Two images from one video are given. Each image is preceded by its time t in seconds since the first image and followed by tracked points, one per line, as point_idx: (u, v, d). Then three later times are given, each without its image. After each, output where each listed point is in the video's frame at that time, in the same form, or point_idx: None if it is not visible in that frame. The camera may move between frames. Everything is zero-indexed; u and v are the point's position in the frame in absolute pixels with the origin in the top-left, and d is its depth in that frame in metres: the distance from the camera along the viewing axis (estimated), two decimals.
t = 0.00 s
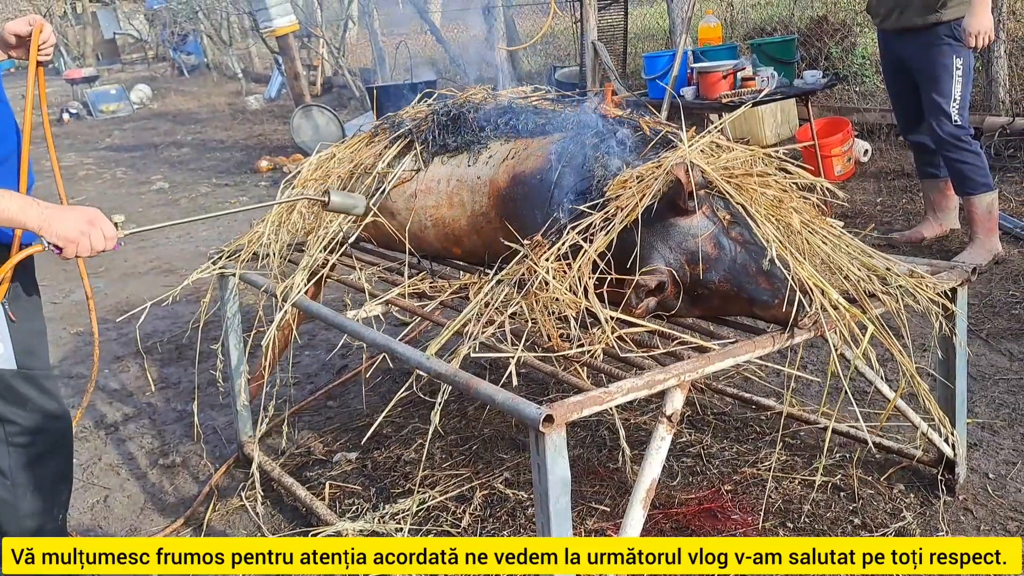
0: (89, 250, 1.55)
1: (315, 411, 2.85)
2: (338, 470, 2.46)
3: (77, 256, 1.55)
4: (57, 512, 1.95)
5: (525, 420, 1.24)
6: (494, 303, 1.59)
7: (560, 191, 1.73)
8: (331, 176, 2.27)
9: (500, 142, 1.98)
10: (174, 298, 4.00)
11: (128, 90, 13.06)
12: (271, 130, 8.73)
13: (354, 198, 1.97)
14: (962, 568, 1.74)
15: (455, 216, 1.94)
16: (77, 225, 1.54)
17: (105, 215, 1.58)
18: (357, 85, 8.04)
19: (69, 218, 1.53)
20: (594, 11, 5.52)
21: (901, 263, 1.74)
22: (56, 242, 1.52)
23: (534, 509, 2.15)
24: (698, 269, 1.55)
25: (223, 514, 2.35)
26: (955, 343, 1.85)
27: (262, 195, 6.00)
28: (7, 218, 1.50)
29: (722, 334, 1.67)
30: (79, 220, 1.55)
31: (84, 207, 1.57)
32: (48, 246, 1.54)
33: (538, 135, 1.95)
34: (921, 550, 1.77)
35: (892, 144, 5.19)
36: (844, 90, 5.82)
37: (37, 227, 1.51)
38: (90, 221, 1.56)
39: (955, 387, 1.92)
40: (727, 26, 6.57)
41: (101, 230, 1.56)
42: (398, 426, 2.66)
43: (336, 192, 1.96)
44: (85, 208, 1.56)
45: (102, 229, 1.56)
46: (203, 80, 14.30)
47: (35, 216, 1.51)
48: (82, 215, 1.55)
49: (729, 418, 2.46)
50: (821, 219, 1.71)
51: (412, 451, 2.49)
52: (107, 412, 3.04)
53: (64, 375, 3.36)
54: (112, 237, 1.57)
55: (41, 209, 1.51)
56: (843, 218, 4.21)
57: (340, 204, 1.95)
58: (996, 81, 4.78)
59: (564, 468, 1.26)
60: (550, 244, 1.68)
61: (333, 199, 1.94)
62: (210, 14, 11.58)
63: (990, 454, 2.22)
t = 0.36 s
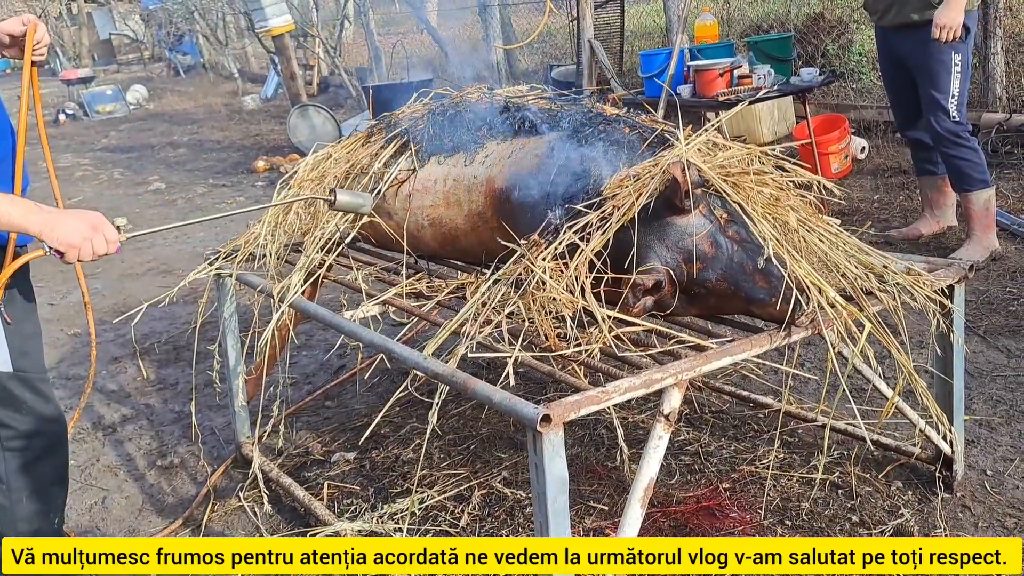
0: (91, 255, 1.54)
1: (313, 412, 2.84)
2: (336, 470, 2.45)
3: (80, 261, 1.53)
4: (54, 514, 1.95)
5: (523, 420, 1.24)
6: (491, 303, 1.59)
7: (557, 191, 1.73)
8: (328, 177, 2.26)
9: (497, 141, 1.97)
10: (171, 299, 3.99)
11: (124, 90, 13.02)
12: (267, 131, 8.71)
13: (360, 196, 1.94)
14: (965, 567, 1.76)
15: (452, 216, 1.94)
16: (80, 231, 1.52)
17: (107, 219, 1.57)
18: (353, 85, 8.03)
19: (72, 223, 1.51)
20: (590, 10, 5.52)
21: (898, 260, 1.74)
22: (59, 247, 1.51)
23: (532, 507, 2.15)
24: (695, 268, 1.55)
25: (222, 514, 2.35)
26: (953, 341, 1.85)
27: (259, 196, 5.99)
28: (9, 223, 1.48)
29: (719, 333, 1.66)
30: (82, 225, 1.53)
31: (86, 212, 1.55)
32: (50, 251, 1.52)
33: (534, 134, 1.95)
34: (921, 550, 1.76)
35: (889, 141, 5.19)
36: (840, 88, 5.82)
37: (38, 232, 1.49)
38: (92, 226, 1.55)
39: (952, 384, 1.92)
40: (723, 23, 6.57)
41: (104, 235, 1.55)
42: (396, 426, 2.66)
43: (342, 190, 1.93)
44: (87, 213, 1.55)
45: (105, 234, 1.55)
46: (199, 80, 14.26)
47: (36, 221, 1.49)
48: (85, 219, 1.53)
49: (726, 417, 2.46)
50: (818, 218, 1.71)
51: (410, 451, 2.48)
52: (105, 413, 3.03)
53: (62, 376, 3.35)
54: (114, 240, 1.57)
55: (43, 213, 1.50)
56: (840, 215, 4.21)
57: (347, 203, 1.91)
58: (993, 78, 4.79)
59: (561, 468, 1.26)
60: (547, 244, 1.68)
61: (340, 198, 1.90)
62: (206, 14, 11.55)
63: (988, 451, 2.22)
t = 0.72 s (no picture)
0: (93, 255, 1.52)
1: (314, 412, 2.84)
2: (338, 470, 2.45)
3: (83, 262, 1.52)
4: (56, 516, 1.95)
5: (523, 419, 1.23)
6: (490, 302, 1.58)
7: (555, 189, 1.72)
8: (326, 178, 2.26)
9: (495, 140, 1.97)
10: (172, 301, 3.99)
11: (123, 93, 13.02)
12: (266, 132, 8.71)
13: (347, 198, 1.97)
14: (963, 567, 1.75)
15: (451, 215, 1.93)
16: (81, 231, 1.50)
17: (108, 219, 1.55)
18: (352, 85, 8.02)
19: (72, 223, 1.50)
20: (588, 7, 5.53)
21: (899, 255, 1.74)
22: (61, 248, 1.49)
23: (534, 507, 2.15)
24: (695, 265, 1.54)
25: (224, 515, 2.34)
26: (955, 335, 1.85)
27: (258, 197, 5.98)
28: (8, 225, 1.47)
29: (719, 331, 1.66)
30: (83, 225, 1.51)
31: (87, 211, 1.53)
32: (53, 251, 1.51)
33: (533, 132, 1.94)
34: (921, 550, 1.76)
35: (888, 136, 5.18)
36: (839, 83, 5.81)
37: (39, 232, 1.48)
38: (94, 225, 1.52)
39: (955, 379, 1.91)
40: (722, 19, 6.56)
41: (106, 235, 1.53)
42: (398, 426, 2.65)
43: (328, 193, 1.96)
44: (89, 213, 1.53)
45: (106, 234, 1.53)
46: (198, 82, 14.27)
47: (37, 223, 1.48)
48: (87, 219, 1.51)
49: (728, 414, 2.45)
50: (818, 214, 1.70)
51: (411, 451, 2.48)
52: (108, 415, 3.03)
53: (64, 379, 3.35)
54: (115, 241, 1.55)
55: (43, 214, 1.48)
56: (840, 211, 4.20)
57: (333, 204, 1.94)
58: (993, 71, 4.77)
59: (562, 466, 1.26)
60: (546, 243, 1.67)
61: (326, 200, 1.94)
62: (204, 17, 11.56)
63: (991, 447, 2.21)
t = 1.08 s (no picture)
0: (98, 260, 1.52)
1: (311, 417, 2.85)
2: (333, 477, 2.44)
3: (86, 266, 1.51)
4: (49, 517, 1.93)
5: (522, 426, 1.23)
6: (491, 307, 1.58)
7: (556, 195, 1.73)
8: (328, 181, 2.26)
9: (495, 145, 1.97)
10: (170, 302, 3.99)
11: (125, 92, 13.03)
12: (267, 132, 8.72)
13: (377, 202, 2.02)
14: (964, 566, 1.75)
15: (452, 218, 1.93)
16: (86, 235, 1.50)
17: (116, 223, 1.55)
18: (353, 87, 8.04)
19: (78, 227, 1.50)
20: (591, 13, 5.51)
21: (897, 264, 1.74)
22: (64, 252, 1.49)
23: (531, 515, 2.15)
24: (695, 272, 1.54)
25: (217, 524, 2.34)
26: (951, 344, 1.85)
27: (258, 198, 5.99)
28: (13, 227, 1.47)
29: (719, 338, 1.66)
30: (90, 228, 1.51)
31: (94, 215, 1.53)
32: (57, 256, 1.50)
33: (535, 138, 1.94)
34: (921, 550, 1.78)
35: (887, 144, 5.18)
36: (840, 90, 5.82)
37: (43, 236, 1.48)
38: (100, 229, 1.52)
39: (951, 387, 1.91)
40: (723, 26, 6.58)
41: (111, 238, 1.52)
42: (395, 431, 2.65)
43: (359, 196, 2.01)
44: (96, 217, 1.52)
45: (112, 238, 1.53)
46: (200, 82, 14.29)
47: (42, 225, 1.48)
48: (92, 222, 1.51)
49: (727, 422, 2.45)
50: (817, 221, 1.70)
51: (408, 457, 2.48)
52: (100, 420, 3.02)
53: (59, 381, 3.34)
54: (122, 245, 1.54)
55: (49, 217, 1.49)
56: (838, 219, 4.20)
57: (363, 207, 1.99)
58: (991, 81, 4.78)
59: (560, 474, 1.26)
60: (546, 248, 1.67)
61: (357, 203, 1.98)
62: (206, 16, 11.59)
63: (987, 457, 2.21)
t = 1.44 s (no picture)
0: (93, 360, 1.53)
1: (305, 500, 2.82)
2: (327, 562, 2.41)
3: (81, 366, 1.53)
4: None
5: (514, 514, 1.24)
6: (484, 393, 1.60)
7: (548, 281, 1.76)
8: (324, 267, 2.29)
9: (489, 232, 2.01)
10: (166, 384, 3.99)
11: (124, 173, 13.22)
12: (265, 212, 8.82)
13: (386, 301, 2.04)
14: (964, 567, 1.76)
15: (445, 302, 1.96)
16: (83, 335, 1.53)
17: (113, 323, 1.57)
18: (351, 168, 8.19)
19: (76, 328, 1.52)
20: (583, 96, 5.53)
21: (886, 348, 1.77)
22: (60, 352, 1.51)
23: None
24: (685, 357, 1.57)
25: None
26: (944, 429, 1.86)
27: (255, 277, 6.03)
28: (11, 327, 1.50)
29: (711, 423, 1.67)
30: (87, 329, 1.54)
31: (92, 315, 1.55)
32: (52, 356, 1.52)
33: (527, 224, 1.99)
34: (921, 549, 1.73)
35: (876, 223, 5.28)
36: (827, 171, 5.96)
37: (39, 335, 1.51)
38: (97, 329, 1.55)
39: (946, 471, 1.91)
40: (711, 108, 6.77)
41: (108, 339, 1.54)
42: (389, 515, 2.62)
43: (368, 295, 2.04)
44: (93, 317, 1.55)
45: (108, 338, 1.55)
46: (199, 163, 14.52)
47: (40, 325, 1.51)
48: (89, 322, 1.54)
49: (723, 504, 2.44)
50: (805, 306, 1.74)
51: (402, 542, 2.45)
52: (95, 503, 2.99)
53: (52, 464, 3.31)
54: (118, 345, 1.56)
55: (47, 319, 1.51)
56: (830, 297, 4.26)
57: (372, 306, 2.02)
58: (975, 161, 4.91)
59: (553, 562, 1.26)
60: (538, 334, 1.69)
61: (365, 302, 2.01)
62: (207, 99, 11.85)
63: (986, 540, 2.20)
